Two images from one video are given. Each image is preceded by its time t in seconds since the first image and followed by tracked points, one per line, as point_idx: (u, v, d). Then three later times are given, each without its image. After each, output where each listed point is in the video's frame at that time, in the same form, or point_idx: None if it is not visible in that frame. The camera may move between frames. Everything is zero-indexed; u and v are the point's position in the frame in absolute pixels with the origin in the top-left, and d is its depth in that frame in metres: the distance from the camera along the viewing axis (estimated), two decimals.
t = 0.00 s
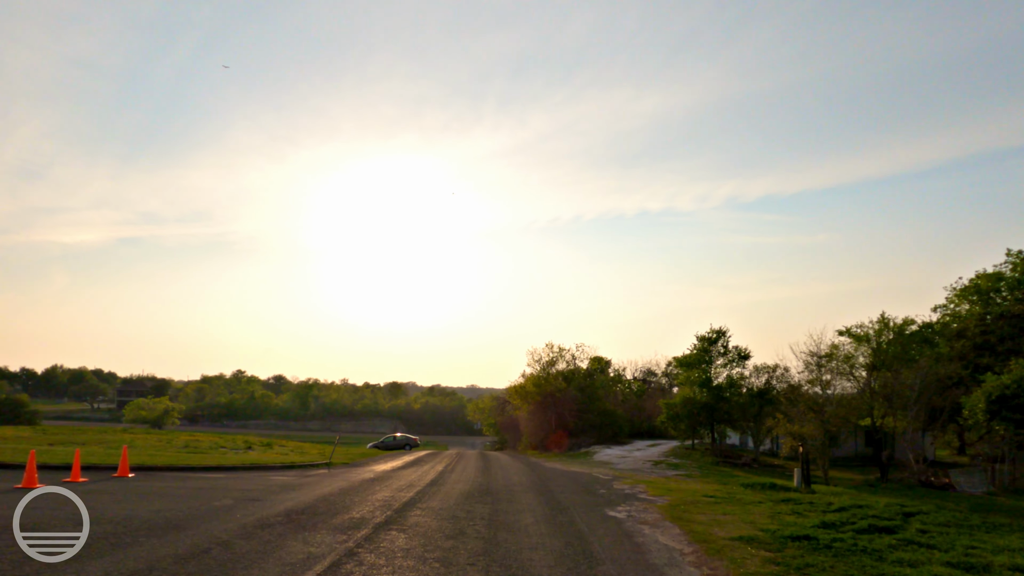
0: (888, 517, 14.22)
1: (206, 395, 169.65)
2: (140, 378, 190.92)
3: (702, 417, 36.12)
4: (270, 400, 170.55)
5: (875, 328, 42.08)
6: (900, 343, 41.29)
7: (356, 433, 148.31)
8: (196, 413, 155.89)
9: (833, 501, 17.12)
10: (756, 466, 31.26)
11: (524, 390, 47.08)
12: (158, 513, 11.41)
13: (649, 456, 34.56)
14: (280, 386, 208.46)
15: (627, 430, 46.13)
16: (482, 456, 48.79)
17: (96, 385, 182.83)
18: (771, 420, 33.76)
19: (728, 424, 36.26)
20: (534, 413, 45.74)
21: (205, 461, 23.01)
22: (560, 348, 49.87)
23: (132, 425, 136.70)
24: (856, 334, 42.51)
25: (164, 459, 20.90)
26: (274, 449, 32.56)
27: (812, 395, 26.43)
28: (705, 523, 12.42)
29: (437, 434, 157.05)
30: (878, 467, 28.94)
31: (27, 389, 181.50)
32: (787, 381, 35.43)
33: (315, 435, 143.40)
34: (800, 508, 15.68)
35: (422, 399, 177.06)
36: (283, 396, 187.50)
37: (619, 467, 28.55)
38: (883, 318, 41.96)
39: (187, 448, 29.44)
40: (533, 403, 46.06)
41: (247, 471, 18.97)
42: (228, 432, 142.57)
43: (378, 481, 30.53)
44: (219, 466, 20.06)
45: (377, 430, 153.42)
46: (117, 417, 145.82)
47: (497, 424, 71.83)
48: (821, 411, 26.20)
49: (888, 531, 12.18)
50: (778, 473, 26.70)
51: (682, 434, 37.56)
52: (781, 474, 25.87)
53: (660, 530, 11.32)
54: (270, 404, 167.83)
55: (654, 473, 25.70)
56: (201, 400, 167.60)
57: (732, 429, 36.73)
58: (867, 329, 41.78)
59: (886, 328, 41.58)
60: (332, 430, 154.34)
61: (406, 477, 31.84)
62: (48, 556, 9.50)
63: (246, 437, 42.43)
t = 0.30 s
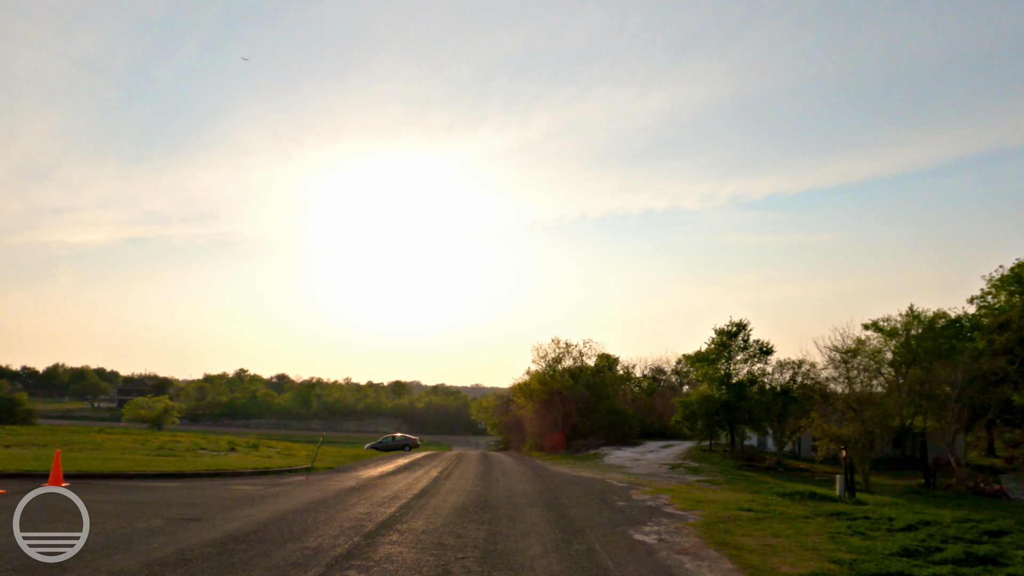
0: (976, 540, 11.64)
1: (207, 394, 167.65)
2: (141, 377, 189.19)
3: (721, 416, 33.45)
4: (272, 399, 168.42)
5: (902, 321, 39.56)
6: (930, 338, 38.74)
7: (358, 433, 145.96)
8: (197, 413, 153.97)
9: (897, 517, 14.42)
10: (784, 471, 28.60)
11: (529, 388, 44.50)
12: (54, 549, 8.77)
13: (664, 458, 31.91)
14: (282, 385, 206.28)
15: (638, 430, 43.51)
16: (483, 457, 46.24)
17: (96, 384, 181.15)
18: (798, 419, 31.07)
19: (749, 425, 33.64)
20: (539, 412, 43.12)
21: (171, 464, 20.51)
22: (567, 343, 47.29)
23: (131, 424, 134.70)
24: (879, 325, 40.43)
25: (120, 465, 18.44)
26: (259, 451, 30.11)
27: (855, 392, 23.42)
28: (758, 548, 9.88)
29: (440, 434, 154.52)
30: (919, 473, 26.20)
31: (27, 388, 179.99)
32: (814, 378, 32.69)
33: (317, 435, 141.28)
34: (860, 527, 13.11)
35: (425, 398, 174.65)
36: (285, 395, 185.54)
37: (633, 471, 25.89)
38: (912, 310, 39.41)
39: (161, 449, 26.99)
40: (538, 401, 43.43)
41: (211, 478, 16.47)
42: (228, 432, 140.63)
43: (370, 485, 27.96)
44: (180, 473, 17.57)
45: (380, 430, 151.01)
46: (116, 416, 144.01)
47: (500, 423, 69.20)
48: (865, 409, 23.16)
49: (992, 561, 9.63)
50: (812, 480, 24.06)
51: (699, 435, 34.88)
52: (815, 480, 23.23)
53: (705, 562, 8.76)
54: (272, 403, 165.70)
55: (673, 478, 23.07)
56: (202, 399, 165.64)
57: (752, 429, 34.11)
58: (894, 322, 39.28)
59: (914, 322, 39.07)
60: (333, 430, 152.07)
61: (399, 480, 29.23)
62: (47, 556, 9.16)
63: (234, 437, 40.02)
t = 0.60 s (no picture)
0: None
1: (208, 392, 165.75)
2: (142, 376, 187.49)
3: (742, 415, 30.87)
4: (274, 398, 166.39)
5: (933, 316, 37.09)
6: (964, 330, 36.14)
7: (360, 432, 143.48)
8: (197, 411, 152.04)
9: (980, 542, 11.77)
10: (815, 476, 26.02)
11: (534, 385, 41.95)
12: None
13: (681, 461, 29.37)
14: (285, 383, 204.20)
15: (650, 430, 40.93)
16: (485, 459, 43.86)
17: (97, 382, 179.61)
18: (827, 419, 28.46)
19: (772, 424, 31.10)
20: (545, 410, 40.56)
21: (129, 469, 18.11)
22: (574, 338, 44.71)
23: (130, 423, 132.74)
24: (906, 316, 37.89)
25: (65, 470, 16.05)
26: (241, 453, 27.71)
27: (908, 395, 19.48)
28: None
29: (443, 433, 152.04)
30: (970, 481, 23.32)
31: (28, 386, 178.50)
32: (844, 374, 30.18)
33: (319, 434, 139.17)
34: (946, 554, 10.63)
35: (429, 397, 172.42)
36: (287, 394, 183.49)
37: (649, 476, 23.33)
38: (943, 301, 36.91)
39: (131, 451, 24.61)
40: (544, 400, 40.85)
41: (162, 489, 14.00)
42: (229, 431, 138.66)
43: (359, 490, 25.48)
44: (131, 480, 15.15)
45: (383, 429, 148.68)
46: (116, 414, 142.25)
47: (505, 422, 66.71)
48: (914, 412, 19.33)
49: None
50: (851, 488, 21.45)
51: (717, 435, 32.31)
52: (855, 487, 20.68)
53: None
54: (274, 401, 163.59)
55: (696, 485, 20.53)
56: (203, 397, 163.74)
57: (776, 429, 31.54)
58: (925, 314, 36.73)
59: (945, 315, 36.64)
60: (335, 428, 149.81)
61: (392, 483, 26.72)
62: (47, 556, 9.10)
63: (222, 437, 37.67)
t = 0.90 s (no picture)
0: None
1: (209, 390, 163.90)
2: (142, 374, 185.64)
3: (765, 414, 28.40)
4: (275, 396, 164.46)
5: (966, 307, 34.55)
6: (1002, 323, 33.59)
7: (362, 431, 141.28)
8: (197, 410, 150.22)
9: None
10: (851, 481, 23.53)
11: (539, 382, 39.42)
12: None
13: (699, 464, 26.88)
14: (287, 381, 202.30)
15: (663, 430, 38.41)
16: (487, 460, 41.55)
17: (97, 380, 177.85)
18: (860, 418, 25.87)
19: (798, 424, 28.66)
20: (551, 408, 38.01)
21: (78, 477, 15.86)
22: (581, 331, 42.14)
23: (129, 421, 130.91)
24: (936, 307, 35.42)
25: None
26: (218, 455, 25.30)
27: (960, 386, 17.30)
28: None
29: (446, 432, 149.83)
30: None
31: (27, 385, 176.86)
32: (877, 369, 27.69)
33: (320, 432, 137.09)
34: None
35: (432, 395, 170.21)
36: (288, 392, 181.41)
37: (668, 482, 20.85)
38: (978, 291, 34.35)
39: (91, 453, 22.16)
40: (549, 397, 38.39)
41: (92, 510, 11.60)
42: (229, 429, 136.61)
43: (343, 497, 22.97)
44: (63, 492, 12.89)
45: (385, 428, 146.55)
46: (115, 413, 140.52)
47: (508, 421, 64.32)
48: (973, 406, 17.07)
49: None
50: (899, 498, 18.96)
51: (738, 435, 29.78)
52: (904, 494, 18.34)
53: None
54: (275, 399, 161.65)
55: (723, 493, 18.17)
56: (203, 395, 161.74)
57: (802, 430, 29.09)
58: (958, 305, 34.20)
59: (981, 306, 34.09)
60: (337, 427, 147.80)
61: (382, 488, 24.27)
62: (48, 555, 9.21)
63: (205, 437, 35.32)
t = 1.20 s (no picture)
0: None
1: (210, 388, 162.29)
2: (143, 371, 184.07)
3: (792, 412, 26.02)
4: (277, 394, 162.72)
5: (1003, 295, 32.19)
6: None
7: (364, 429, 139.55)
8: (198, 408, 148.66)
9: None
10: (892, 487, 21.18)
11: (544, 379, 37.04)
12: None
13: (720, 466, 24.53)
14: (290, 379, 200.62)
15: (676, 429, 36.01)
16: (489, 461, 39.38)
17: (97, 377, 176.27)
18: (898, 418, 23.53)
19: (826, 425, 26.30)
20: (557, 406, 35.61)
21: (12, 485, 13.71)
22: (588, 324, 39.70)
23: (128, 420, 129.20)
24: (970, 298, 33.03)
25: None
26: (192, 457, 23.13)
27: None
28: None
29: (450, 431, 147.90)
30: None
31: (28, 383, 175.61)
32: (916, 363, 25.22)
33: (322, 431, 135.13)
34: None
35: (435, 393, 168.17)
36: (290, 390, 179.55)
37: (690, 489, 18.52)
38: (1016, 279, 31.98)
39: (46, 455, 19.95)
40: (554, 394, 36.10)
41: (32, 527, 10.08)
42: (230, 427, 134.76)
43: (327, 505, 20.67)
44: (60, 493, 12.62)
45: (388, 426, 144.75)
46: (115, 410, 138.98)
47: (512, 419, 62.06)
48: None
49: None
50: (956, 509, 16.65)
51: (761, 435, 27.41)
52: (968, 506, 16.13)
53: None
54: (276, 397, 159.86)
55: (757, 502, 15.93)
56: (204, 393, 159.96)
57: (831, 432, 26.70)
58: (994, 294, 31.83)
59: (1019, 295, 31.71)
60: (339, 426, 146.02)
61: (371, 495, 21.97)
62: (46, 555, 8.77)
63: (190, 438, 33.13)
